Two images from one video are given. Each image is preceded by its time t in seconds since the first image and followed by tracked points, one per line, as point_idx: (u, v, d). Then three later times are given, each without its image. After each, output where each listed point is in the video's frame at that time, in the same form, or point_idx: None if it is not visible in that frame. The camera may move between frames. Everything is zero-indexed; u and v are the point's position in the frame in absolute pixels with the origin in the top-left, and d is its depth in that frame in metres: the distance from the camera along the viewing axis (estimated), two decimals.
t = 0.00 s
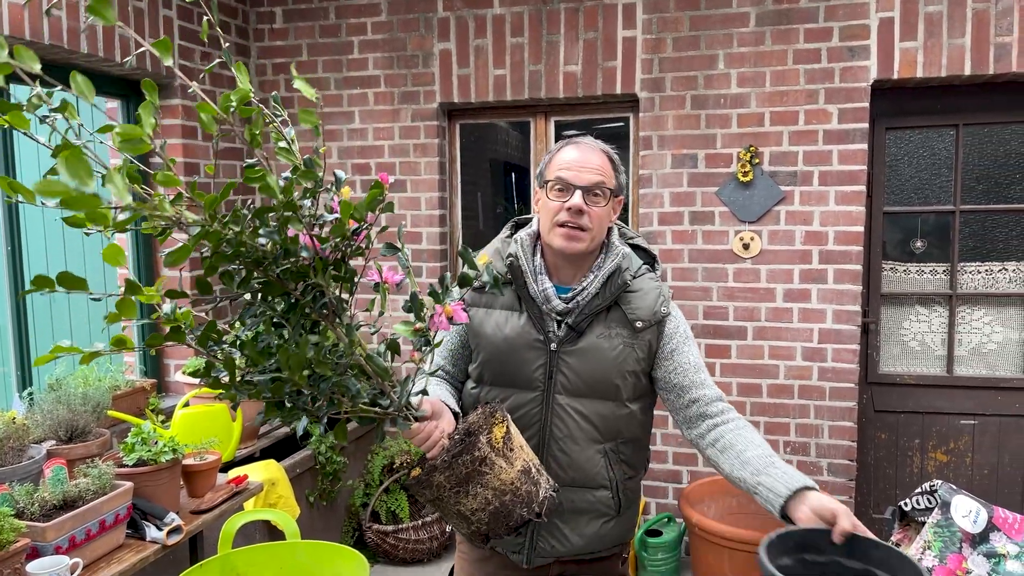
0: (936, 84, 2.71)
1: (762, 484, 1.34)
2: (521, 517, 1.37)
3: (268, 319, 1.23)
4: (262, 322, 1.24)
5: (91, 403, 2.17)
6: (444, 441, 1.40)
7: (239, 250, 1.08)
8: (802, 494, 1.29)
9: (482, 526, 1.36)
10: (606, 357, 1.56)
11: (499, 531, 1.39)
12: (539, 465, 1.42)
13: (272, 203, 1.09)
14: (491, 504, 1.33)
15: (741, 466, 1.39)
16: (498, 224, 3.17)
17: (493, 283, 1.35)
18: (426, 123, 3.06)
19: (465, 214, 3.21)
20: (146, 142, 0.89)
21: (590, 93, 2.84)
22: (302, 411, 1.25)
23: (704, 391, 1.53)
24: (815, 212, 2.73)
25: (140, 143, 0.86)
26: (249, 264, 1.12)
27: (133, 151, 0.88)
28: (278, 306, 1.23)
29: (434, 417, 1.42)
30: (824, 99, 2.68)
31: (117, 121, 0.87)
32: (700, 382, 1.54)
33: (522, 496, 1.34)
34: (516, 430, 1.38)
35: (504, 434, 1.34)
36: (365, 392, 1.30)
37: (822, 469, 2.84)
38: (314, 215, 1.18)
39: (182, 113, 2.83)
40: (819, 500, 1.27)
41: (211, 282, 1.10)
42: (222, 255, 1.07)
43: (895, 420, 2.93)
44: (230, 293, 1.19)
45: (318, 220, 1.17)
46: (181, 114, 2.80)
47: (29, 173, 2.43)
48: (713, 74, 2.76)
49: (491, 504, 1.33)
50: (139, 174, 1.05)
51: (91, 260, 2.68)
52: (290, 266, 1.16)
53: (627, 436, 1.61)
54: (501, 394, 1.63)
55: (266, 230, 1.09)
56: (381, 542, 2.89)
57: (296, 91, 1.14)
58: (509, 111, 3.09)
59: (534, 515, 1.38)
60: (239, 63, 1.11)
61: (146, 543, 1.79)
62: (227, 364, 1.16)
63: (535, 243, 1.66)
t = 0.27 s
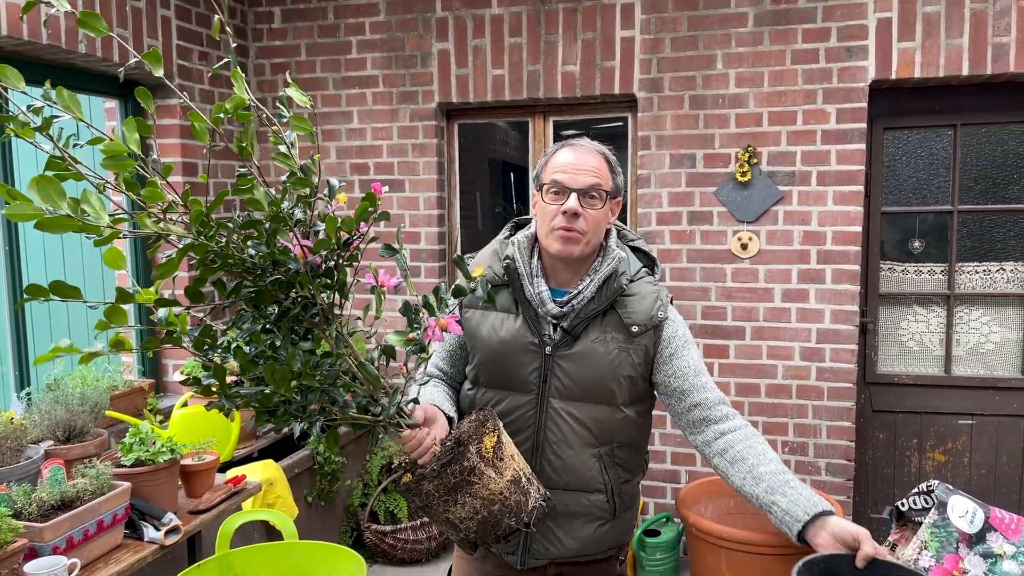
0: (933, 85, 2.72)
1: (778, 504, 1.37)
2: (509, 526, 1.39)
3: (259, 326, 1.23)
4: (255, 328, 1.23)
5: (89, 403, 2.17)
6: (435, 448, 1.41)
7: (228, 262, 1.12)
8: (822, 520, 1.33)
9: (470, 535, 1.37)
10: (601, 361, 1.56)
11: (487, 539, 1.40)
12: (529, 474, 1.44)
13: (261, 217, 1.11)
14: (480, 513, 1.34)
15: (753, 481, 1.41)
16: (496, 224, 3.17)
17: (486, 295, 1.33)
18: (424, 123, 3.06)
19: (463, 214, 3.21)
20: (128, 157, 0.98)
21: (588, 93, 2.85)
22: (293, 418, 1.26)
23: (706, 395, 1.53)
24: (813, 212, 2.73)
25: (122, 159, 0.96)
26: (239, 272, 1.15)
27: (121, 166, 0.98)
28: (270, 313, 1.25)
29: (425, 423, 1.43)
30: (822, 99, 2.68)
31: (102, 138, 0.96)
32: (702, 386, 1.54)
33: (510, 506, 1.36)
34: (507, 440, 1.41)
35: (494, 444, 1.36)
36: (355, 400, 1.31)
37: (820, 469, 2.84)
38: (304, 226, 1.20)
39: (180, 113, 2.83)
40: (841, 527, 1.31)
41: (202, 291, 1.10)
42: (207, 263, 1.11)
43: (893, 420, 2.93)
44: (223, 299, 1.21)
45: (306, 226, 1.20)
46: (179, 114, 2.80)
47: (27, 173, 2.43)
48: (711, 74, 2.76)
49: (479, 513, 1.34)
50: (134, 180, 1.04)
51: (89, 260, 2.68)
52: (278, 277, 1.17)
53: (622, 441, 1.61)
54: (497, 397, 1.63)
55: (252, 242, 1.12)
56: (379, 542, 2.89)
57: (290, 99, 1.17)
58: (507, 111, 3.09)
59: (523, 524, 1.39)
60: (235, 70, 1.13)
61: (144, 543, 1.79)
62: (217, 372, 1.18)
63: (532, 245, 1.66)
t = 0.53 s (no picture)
0: (933, 84, 2.72)
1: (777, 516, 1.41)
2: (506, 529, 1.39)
3: (258, 324, 1.22)
4: (254, 326, 1.22)
5: (89, 403, 2.17)
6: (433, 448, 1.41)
7: (228, 259, 1.12)
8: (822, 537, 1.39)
9: (467, 537, 1.37)
10: (602, 362, 1.56)
11: (483, 542, 1.40)
12: (528, 477, 1.44)
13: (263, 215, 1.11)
14: (476, 515, 1.34)
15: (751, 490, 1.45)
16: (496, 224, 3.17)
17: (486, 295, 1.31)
18: (424, 122, 3.06)
19: (463, 214, 3.21)
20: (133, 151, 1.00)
21: (588, 93, 2.85)
22: (291, 416, 1.27)
23: (706, 398, 1.53)
24: (813, 212, 2.73)
25: (126, 153, 0.98)
26: (239, 270, 1.15)
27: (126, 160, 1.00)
28: (271, 310, 1.23)
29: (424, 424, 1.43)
30: (821, 99, 2.68)
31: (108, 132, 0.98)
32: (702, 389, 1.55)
33: (507, 509, 1.36)
34: (506, 442, 1.41)
35: (492, 446, 1.37)
36: (355, 400, 1.30)
37: (819, 469, 2.84)
38: (305, 224, 1.20)
39: (179, 113, 2.82)
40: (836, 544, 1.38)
41: (201, 287, 1.12)
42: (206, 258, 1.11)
43: (893, 419, 2.93)
44: (223, 297, 1.20)
45: (308, 224, 1.20)
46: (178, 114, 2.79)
47: (26, 172, 2.42)
48: (710, 74, 2.76)
49: (476, 515, 1.34)
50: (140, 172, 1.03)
51: (89, 260, 2.68)
52: (279, 275, 1.17)
53: (623, 442, 1.61)
54: (498, 397, 1.63)
55: (250, 237, 1.12)
56: (378, 541, 2.89)
57: (287, 98, 1.16)
58: (506, 110, 3.09)
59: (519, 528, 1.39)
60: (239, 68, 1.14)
61: (143, 543, 1.79)
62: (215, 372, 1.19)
63: (534, 246, 1.66)
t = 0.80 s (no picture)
0: (932, 84, 2.71)
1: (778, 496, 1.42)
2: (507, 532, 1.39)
3: (261, 325, 1.21)
4: (257, 326, 1.21)
5: (88, 402, 2.17)
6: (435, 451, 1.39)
7: (232, 262, 1.11)
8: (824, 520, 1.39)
9: (467, 540, 1.37)
10: (606, 359, 1.56)
11: (484, 545, 1.40)
12: (528, 481, 1.44)
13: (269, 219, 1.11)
14: (479, 519, 1.34)
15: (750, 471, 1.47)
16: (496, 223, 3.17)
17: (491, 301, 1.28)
18: (423, 122, 3.06)
19: (463, 213, 3.21)
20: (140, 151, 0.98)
21: (588, 92, 2.84)
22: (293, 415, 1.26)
23: (710, 393, 1.54)
24: (813, 211, 2.73)
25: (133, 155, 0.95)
26: (242, 270, 1.14)
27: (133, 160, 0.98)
28: (274, 312, 1.23)
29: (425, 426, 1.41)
30: (821, 98, 2.68)
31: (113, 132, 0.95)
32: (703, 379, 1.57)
33: (509, 512, 1.36)
34: (507, 446, 1.41)
35: (494, 450, 1.37)
36: (357, 402, 1.30)
37: (819, 468, 2.84)
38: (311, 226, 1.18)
39: (179, 112, 2.82)
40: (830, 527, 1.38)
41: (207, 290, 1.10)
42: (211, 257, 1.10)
43: (893, 418, 2.93)
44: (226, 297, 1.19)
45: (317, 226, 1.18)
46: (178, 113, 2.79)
47: (26, 171, 2.42)
48: (710, 73, 2.76)
49: (478, 519, 1.34)
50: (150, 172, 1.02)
51: (89, 259, 2.68)
52: (285, 277, 1.16)
53: (627, 439, 1.61)
54: (501, 395, 1.62)
55: (247, 232, 1.10)
56: (378, 541, 2.89)
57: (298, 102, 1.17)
58: (506, 110, 3.08)
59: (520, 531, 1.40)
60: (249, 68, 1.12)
61: (143, 543, 1.79)
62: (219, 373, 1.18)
63: (537, 244, 1.65)
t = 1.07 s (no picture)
0: (932, 84, 2.71)
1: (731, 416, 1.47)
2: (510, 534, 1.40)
3: (264, 330, 1.20)
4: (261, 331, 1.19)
5: (88, 402, 2.16)
6: (438, 455, 1.36)
7: (237, 269, 1.09)
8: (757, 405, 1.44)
9: (470, 542, 1.37)
10: (611, 358, 1.57)
11: (486, 547, 1.41)
12: (531, 483, 1.45)
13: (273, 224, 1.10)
14: (482, 521, 1.35)
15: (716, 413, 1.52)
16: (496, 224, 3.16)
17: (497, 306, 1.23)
18: (423, 122, 3.06)
19: (463, 213, 3.21)
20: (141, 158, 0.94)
21: (588, 92, 2.84)
22: (297, 419, 1.25)
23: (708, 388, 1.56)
24: (813, 211, 2.73)
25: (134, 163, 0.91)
26: (245, 275, 1.12)
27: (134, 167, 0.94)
28: (276, 316, 1.22)
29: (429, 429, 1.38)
30: (821, 98, 2.68)
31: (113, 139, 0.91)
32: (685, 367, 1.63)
33: (512, 514, 1.37)
34: (510, 448, 1.42)
35: (497, 452, 1.38)
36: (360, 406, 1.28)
37: (820, 468, 2.84)
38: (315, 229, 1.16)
39: (179, 112, 2.82)
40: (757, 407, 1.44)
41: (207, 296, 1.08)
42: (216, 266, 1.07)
43: (893, 419, 2.93)
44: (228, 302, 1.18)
45: (321, 229, 1.16)
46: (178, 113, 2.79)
47: (26, 172, 2.42)
48: (710, 73, 2.76)
49: (481, 521, 1.35)
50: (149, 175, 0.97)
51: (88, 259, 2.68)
52: (288, 283, 1.16)
53: (630, 438, 1.62)
54: (505, 395, 1.62)
55: (246, 235, 1.08)
56: (378, 541, 2.89)
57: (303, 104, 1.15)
58: (506, 110, 3.08)
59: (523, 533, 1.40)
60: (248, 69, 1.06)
61: (142, 543, 1.78)
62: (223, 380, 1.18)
63: (540, 243, 1.65)
